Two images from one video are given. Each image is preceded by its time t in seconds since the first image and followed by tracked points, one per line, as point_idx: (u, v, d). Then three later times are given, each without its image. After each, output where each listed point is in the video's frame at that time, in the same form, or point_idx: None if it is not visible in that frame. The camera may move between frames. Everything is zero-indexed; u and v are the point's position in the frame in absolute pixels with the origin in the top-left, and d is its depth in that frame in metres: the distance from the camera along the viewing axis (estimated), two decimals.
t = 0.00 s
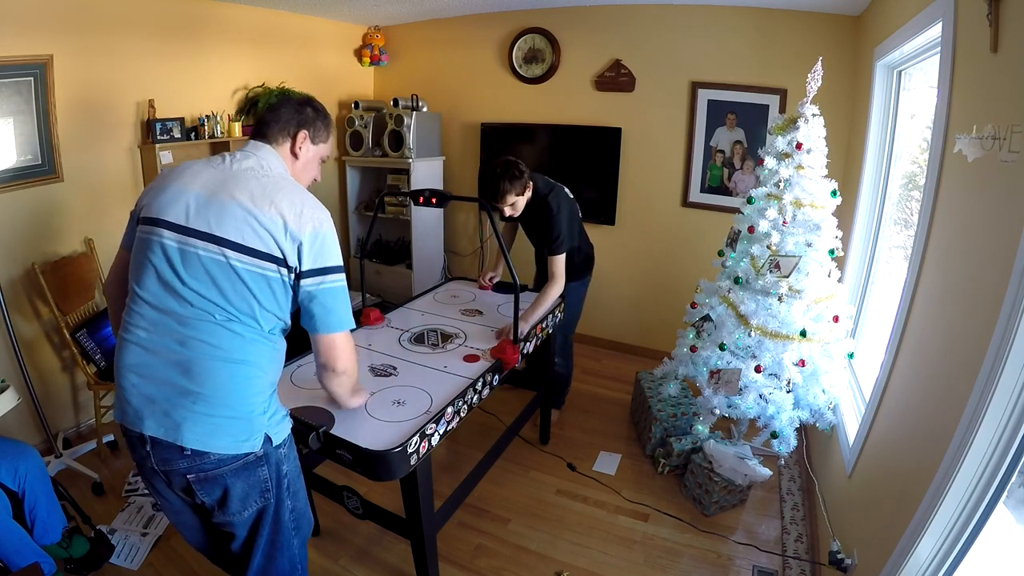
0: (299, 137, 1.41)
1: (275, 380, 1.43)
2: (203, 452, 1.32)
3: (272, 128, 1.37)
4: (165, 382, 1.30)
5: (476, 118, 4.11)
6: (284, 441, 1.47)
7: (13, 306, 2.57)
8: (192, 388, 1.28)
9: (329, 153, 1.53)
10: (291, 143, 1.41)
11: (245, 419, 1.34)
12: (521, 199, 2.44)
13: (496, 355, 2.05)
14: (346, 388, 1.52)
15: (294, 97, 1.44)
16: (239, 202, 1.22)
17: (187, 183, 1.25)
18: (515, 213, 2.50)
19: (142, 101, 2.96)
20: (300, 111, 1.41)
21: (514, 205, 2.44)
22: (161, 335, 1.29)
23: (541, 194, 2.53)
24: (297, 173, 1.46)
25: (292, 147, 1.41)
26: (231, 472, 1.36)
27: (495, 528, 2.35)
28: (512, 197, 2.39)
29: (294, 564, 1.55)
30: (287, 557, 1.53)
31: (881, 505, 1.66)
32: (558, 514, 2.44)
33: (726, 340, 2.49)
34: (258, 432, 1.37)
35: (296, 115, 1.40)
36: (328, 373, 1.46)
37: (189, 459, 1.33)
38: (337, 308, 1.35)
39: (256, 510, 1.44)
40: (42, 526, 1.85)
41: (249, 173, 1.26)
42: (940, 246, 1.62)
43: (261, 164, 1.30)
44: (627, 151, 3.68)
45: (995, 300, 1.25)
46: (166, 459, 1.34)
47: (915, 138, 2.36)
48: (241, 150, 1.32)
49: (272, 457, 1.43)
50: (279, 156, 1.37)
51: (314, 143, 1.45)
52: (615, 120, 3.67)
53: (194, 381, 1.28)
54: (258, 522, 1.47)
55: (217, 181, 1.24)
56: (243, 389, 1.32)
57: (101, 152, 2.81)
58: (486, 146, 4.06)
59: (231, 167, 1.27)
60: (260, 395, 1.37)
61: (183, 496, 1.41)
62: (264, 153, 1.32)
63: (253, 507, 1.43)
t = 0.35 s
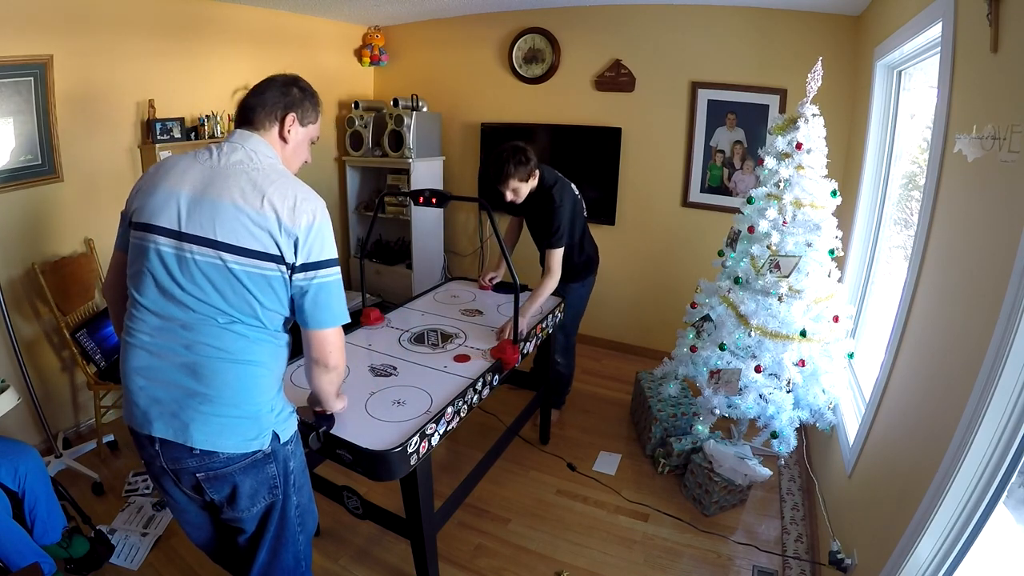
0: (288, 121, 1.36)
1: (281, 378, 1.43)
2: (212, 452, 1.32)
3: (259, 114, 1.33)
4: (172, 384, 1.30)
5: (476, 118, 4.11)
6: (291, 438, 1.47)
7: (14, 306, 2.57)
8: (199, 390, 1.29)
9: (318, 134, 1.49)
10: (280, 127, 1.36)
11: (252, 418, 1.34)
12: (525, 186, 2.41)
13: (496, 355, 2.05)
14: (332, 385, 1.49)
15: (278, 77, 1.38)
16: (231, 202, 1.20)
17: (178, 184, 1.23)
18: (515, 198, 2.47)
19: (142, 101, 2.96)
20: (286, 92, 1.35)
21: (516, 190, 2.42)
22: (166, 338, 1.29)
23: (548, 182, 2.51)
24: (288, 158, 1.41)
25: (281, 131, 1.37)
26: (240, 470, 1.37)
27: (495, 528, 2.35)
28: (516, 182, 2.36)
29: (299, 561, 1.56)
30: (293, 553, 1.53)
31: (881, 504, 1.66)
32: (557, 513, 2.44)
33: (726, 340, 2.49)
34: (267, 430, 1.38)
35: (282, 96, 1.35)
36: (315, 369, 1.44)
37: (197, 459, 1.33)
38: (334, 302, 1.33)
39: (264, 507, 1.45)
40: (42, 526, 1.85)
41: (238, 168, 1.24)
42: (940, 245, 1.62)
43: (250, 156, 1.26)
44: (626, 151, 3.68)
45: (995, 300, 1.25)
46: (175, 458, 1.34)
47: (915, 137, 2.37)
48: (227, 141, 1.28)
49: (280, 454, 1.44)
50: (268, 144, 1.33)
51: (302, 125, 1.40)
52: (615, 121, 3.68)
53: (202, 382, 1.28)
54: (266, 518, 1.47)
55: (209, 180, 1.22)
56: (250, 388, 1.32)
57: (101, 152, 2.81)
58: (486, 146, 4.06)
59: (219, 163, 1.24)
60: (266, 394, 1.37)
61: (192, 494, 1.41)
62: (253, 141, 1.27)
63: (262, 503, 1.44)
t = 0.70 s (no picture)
0: (297, 127, 1.38)
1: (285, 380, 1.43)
2: (216, 455, 1.32)
3: (270, 119, 1.35)
4: (176, 387, 1.29)
5: (476, 118, 4.11)
6: (294, 440, 1.47)
7: (13, 306, 2.57)
8: (204, 393, 1.28)
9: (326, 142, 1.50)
10: (289, 133, 1.38)
11: (257, 421, 1.34)
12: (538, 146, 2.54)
13: (496, 355, 2.05)
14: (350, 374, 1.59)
15: (290, 85, 1.41)
16: (245, 204, 1.21)
17: (187, 184, 1.23)
18: (528, 160, 2.59)
19: (142, 101, 2.96)
20: (297, 99, 1.38)
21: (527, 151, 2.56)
22: (170, 341, 1.28)
23: (561, 164, 2.66)
24: (296, 164, 1.43)
25: (290, 137, 1.39)
26: (244, 473, 1.37)
27: (495, 528, 2.35)
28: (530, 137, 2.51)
29: (301, 562, 1.56)
30: (295, 555, 1.53)
31: (881, 505, 1.66)
32: (557, 513, 2.44)
33: (726, 340, 2.49)
34: (271, 432, 1.38)
35: (293, 102, 1.37)
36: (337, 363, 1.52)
37: (202, 462, 1.32)
38: (347, 305, 1.40)
39: (268, 509, 1.45)
40: (42, 526, 1.85)
41: (251, 172, 1.25)
42: (940, 246, 1.62)
43: (262, 161, 1.28)
44: (626, 151, 3.68)
45: (996, 300, 1.25)
46: (179, 462, 1.34)
47: (915, 137, 2.37)
48: (236, 143, 1.29)
49: (283, 457, 1.44)
50: (277, 148, 1.34)
51: (311, 133, 1.42)
52: (615, 120, 3.67)
53: (206, 386, 1.28)
54: (269, 520, 1.47)
55: (219, 182, 1.23)
56: (255, 391, 1.32)
57: (101, 152, 2.81)
58: (486, 146, 4.06)
59: (231, 164, 1.25)
60: (272, 396, 1.37)
61: (195, 497, 1.41)
62: (264, 145, 1.30)
63: (265, 506, 1.44)
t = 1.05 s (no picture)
0: (308, 138, 1.43)
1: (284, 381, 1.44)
2: (216, 456, 1.32)
3: (282, 131, 1.39)
4: (175, 387, 1.29)
5: (476, 118, 4.11)
6: (292, 441, 1.48)
7: (13, 306, 2.57)
8: (204, 394, 1.28)
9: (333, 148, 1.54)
10: (301, 144, 1.43)
11: (257, 422, 1.34)
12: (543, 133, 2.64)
13: (496, 355, 2.05)
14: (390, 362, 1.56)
15: (298, 95, 1.44)
16: (263, 206, 1.22)
17: (200, 182, 1.23)
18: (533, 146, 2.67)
19: (142, 101, 2.96)
20: (306, 109, 1.42)
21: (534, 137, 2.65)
22: (170, 341, 1.27)
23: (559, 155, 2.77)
24: (307, 172, 1.48)
25: (301, 147, 1.43)
26: (244, 475, 1.37)
27: (495, 528, 2.35)
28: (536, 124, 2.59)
29: (300, 564, 1.55)
30: (294, 557, 1.53)
31: (881, 506, 1.66)
32: (557, 513, 2.44)
33: (726, 340, 2.49)
34: (271, 433, 1.38)
35: (303, 113, 1.41)
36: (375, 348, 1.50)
37: (201, 463, 1.32)
38: (364, 286, 1.38)
39: (266, 510, 1.45)
40: (42, 526, 1.85)
41: (268, 176, 1.27)
42: (940, 246, 1.62)
43: (278, 168, 1.31)
44: (626, 151, 3.68)
45: (995, 300, 1.25)
46: (177, 463, 1.34)
47: (915, 137, 2.36)
48: (252, 151, 1.34)
49: (282, 457, 1.45)
50: (290, 159, 1.39)
51: (320, 142, 1.47)
52: (615, 121, 3.68)
53: (207, 386, 1.28)
54: (267, 521, 1.47)
55: (233, 183, 1.24)
56: (256, 392, 1.32)
57: (101, 152, 2.81)
58: (486, 146, 4.06)
59: (248, 168, 1.27)
60: (271, 396, 1.37)
61: (193, 500, 1.41)
62: (277, 152, 1.35)
63: (264, 508, 1.44)
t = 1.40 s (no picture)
0: (282, 113, 1.33)
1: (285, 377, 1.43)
2: (213, 453, 1.32)
3: (253, 107, 1.29)
4: (175, 388, 1.30)
5: (476, 118, 4.11)
6: (294, 439, 1.47)
7: (13, 307, 2.57)
8: (202, 395, 1.29)
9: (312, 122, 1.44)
10: (276, 120, 1.33)
11: (255, 421, 1.34)
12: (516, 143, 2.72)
13: (495, 355, 2.05)
14: (312, 393, 1.42)
15: (269, 63, 1.32)
16: (225, 202, 1.17)
17: (171, 185, 1.21)
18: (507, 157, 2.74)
19: (142, 101, 2.96)
20: (279, 82, 1.31)
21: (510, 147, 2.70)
22: (169, 342, 1.29)
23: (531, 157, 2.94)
24: (284, 150, 1.38)
25: (276, 124, 1.33)
26: (241, 471, 1.37)
27: (495, 529, 2.35)
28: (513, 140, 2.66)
29: (300, 561, 1.56)
30: (294, 553, 1.53)
31: (881, 506, 1.66)
32: (557, 514, 2.44)
33: (726, 340, 2.49)
34: (271, 432, 1.38)
35: (276, 86, 1.30)
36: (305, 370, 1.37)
37: (199, 459, 1.33)
38: (324, 303, 1.29)
39: (266, 507, 1.45)
40: (42, 526, 1.85)
41: (232, 166, 1.21)
42: (939, 246, 1.62)
43: (244, 154, 1.24)
44: (626, 151, 3.68)
45: (995, 300, 1.25)
46: (177, 458, 1.34)
47: (915, 137, 2.36)
48: (220, 138, 1.26)
49: (281, 455, 1.44)
50: (262, 141, 1.30)
51: (297, 116, 1.36)
52: (615, 121, 3.67)
53: (205, 387, 1.28)
54: (267, 517, 1.47)
55: (200, 181, 1.20)
56: (253, 391, 1.32)
57: (101, 152, 2.81)
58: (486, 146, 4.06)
59: (212, 160, 1.22)
60: (271, 396, 1.37)
61: (194, 493, 1.42)
62: (245, 137, 1.27)
63: (263, 504, 1.44)
